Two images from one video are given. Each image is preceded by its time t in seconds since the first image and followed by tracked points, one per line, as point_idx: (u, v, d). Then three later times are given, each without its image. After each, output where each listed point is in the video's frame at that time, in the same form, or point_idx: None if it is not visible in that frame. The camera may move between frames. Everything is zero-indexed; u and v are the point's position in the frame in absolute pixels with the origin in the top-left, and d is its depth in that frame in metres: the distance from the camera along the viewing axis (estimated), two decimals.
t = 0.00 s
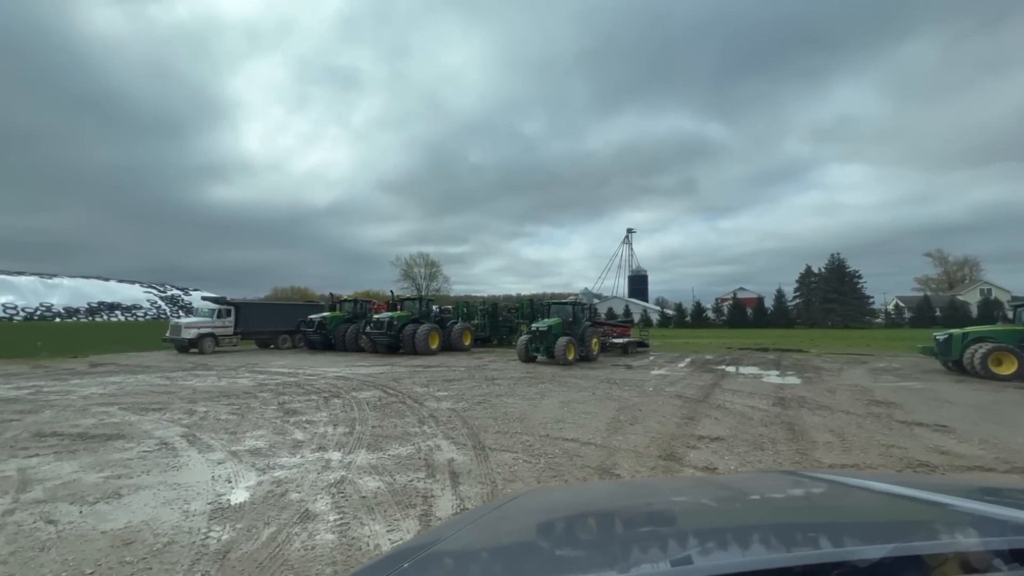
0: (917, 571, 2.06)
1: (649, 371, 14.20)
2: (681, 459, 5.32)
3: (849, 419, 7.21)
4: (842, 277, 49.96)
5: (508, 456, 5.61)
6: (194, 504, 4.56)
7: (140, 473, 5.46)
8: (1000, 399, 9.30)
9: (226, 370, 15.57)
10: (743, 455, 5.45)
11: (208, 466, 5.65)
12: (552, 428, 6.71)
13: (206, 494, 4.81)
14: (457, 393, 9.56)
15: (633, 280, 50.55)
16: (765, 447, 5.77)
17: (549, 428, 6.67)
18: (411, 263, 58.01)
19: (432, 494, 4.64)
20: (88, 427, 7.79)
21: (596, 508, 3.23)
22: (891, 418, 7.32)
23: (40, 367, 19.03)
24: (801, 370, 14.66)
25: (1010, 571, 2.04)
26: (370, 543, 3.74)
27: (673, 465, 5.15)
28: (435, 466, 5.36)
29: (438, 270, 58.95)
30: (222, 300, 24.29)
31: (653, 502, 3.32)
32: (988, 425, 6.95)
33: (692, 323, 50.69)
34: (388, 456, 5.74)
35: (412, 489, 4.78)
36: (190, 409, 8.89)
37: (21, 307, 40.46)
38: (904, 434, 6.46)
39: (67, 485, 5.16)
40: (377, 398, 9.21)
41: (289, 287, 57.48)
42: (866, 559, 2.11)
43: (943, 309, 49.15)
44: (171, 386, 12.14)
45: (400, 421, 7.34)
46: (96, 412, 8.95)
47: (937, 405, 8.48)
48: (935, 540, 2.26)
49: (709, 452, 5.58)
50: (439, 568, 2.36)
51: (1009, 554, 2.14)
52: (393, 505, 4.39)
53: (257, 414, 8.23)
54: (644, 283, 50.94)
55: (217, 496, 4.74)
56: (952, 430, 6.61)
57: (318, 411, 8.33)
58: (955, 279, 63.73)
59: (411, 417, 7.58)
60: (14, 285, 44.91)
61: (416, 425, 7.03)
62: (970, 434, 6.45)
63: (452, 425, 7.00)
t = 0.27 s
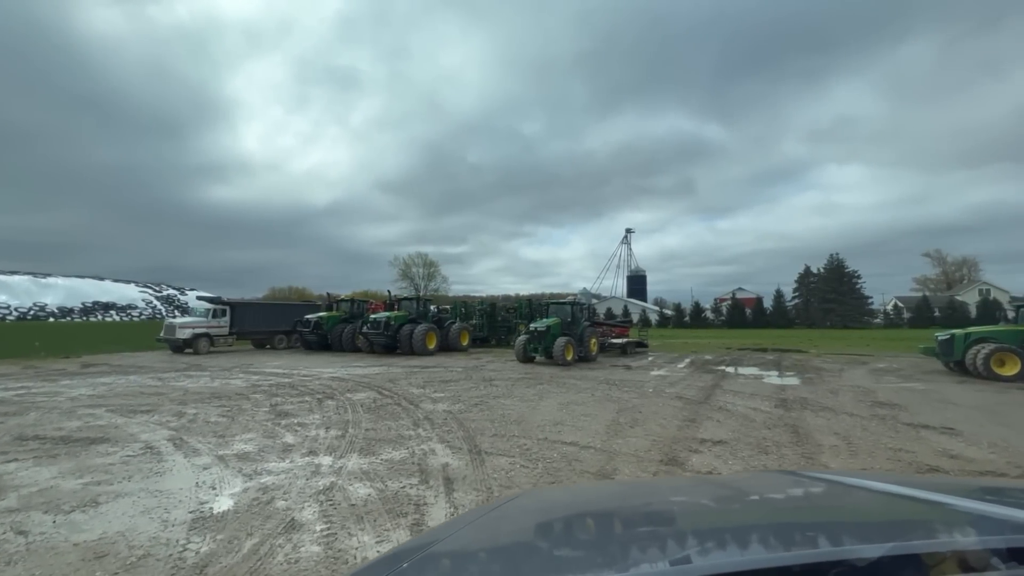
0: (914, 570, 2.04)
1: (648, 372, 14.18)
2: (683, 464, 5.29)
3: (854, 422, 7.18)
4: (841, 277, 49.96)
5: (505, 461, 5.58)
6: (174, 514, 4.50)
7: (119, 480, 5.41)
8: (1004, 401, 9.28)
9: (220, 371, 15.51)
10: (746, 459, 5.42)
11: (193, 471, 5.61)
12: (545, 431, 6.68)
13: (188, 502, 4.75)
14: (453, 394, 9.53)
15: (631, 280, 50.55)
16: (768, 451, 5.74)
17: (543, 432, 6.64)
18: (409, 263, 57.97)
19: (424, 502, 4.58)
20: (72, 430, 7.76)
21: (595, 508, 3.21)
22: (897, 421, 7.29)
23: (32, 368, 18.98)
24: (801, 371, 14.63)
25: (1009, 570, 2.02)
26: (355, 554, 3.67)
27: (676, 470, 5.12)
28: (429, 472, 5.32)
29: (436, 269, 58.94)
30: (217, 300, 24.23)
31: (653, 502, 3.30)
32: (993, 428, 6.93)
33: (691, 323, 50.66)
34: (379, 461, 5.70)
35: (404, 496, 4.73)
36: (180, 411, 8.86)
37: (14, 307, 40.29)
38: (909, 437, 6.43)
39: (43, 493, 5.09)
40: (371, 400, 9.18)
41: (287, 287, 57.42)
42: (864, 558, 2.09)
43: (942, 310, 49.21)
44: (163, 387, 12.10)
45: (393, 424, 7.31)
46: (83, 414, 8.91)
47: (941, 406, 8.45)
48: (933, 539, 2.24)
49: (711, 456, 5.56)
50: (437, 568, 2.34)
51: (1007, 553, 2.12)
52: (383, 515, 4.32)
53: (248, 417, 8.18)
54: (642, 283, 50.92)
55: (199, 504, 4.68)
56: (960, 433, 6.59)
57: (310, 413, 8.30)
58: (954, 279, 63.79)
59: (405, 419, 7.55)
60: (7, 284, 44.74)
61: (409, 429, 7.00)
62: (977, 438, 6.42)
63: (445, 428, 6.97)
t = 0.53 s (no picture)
0: (913, 571, 2.01)
1: (647, 373, 14.15)
2: (685, 469, 5.25)
3: (859, 424, 7.16)
4: (839, 277, 49.98)
5: (501, 466, 5.54)
6: (154, 524, 4.40)
7: (96, 488, 5.32)
8: (1011, 403, 9.25)
9: (214, 372, 15.47)
10: (749, 463, 5.39)
11: (176, 478, 5.56)
12: (537, 435, 6.64)
13: (168, 511, 4.66)
14: (449, 396, 9.50)
15: (630, 280, 50.56)
16: (773, 455, 5.70)
17: (536, 436, 6.61)
18: (408, 263, 57.96)
19: (414, 512, 4.50)
20: (52, 433, 7.70)
21: (593, 507, 3.18)
22: (903, 424, 7.25)
23: (23, 368, 18.90)
24: (803, 372, 14.59)
25: (1007, 569, 1.99)
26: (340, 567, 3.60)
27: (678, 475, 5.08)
28: (422, 478, 5.27)
29: (434, 269, 58.93)
30: (212, 299, 24.20)
31: (652, 501, 3.27)
32: (999, 431, 6.90)
33: (690, 323, 50.64)
34: (369, 467, 5.65)
35: (394, 504, 4.66)
36: (167, 413, 8.82)
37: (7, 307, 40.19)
38: (914, 441, 6.40)
39: (18, 501, 5.01)
40: (366, 402, 9.15)
41: (284, 287, 57.38)
42: (862, 558, 2.06)
43: (941, 310, 49.23)
44: (153, 388, 12.06)
45: (386, 427, 7.27)
46: (67, 417, 8.85)
47: (946, 409, 8.41)
48: (931, 539, 2.22)
49: (714, 461, 5.52)
50: (433, 568, 2.31)
51: (1005, 552, 2.10)
52: (371, 526, 4.23)
53: (238, 420, 8.14)
54: (641, 283, 50.91)
55: (180, 514, 4.59)
56: (969, 437, 6.55)
57: (302, 415, 8.27)
58: (952, 279, 63.85)
59: (398, 423, 7.51)
60: (3, 284, 44.66)
61: (402, 432, 6.96)
62: (984, 441, 6.38)
63: (438, 432, 6.93)
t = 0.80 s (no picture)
0: (912, 570, 1.99)
1: (646, 374, 14.14)
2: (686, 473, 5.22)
3: (864, 427, 7.13)
4: (838, 276, 50.04)
5: (496, 472, 5.49)
6: (126, 536, 4.26)
7: (68, 496, 5.19)
8: (1015, 405, 9.22)
9: (207, 372, 15.41)
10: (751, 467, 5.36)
11: (157, 484, 5.48)
12: (527, 439, 6.59)
13: (141, 522, 4.51)
14: (445, 397, 9.47)
15: (628, 280, 50.58)
16: (776, 459, 5.67)
17: (526, 440, 6.56)
18: (405, 262, 57.92)
19: (403, 523, 4.37)
20: (32, 437, 7.63)
21: (591, 506, 3.16)
22: (909, 427, 7.21)
23: (14, 368, 18.80)
24: (803, 373, 14.56)
25: (1006, 568, 1.97)
26: None
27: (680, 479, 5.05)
28: (413, 485, 5.20)
29: (432, 269, 58.90)
30: (206, 299, 24.12)
31: (651, 500, 3.25)
32: (1004, 433, 6.87)
33: (688, 323, 50.66)
34: (358, 472, 5.59)
35: (383, 513, 4.54)
36: (153, 416, 8.77)
37: None
38: (918, 443, 6.37)
39: None
40: (359, 403, 9.11)
41: (281, 287, 57.28)
42: (863, 558, 2.04)
43: (939, 310, 49.30)
44: (141, 389, 11.99)
45: (377, 431, 7.22)
46: (49, 420, 8.78)
47: (951, 410, 8.37)
48: (930, 538, 2.19)
49: (717, 465, 5.49)
50: (430, 570, 2.28)
51: (1004, 551, 2.07)
52: (357, 538, 4.08)
53: (224, 422, 8.09)
54: (640, 283, 50.93)
55: (151, 526, 4.44)
56: (977, 440, 6.52)
57: (292, 418, 8.22)
58: (950, 279, 64.00)
59: (389, 425, 7.46)
60: None
61: (393, 436, 6.92)
62: (992, 444, 6.35)
63: (429, 436, 6.88)
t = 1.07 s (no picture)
0: (913, 571, 1.96)
1: (644, 374, 14.11)
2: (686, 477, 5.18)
3: (867, 429, 7.10)
4: (835, 277, 50.08)
5: (488, 478, 5.41)
6: (90, 549, 4.05)
7: (37, 505, 5.02)
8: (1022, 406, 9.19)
9: (198, 373, 15.33)
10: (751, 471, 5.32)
11: (132, 491, 5.37)
12: (519, 443, 6.54)
13: (109, 535, 4.33)
14: (439, 399, 9.43)
15: (626, 280, 50.59)
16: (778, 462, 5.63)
17: (517, 444, 6.52)
18: (403, 262, 57.86)
19: (389, 534, 4.18)
20: (10, 440, 7.56)
21: (590, 507, 3.14)
22: (913, 429, 7.17)
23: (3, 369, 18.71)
24: (803, 373, 14.55)
25: (1006, 569, 1.95)
26: None
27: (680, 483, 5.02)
28: (401, 492, 5.09)
29: (430, 269, 58.84)
30: (198, 299, 24.04)
31: (649, 501, 3.23)
32: (1008, 435, 6.85)
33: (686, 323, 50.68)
34: (345, 479, 5.47)
35: (367, 524, 4.36)
36: (137, 419, 8.70)
37: None
38: (923, 446, 6.34)
39: None
40: (350, 405, 9.06)
41: (278, 286, 57.17)
42: (863, 558, 2.02)
43: (936, 310, 49.39)
44: (129, 390, 11.93)
45: (367, 434, 7.15)
46: (30, 423, 8.70)
47: (956, 413, 8.34)
48: (930, 539, 2.17)
49: (718, 469, 5.44)
50: (425, 570, 2.26)
51: (1005, 551, 2.05)
52: (339, 551, 3.90)
53: (211, 426, 8.01)
54: (638, 283, 50.93)
55: (119, 539, 4.25)
56: (983, 442, 6.48)
57: (280, 420, 8.18)
58: (947, 279, 64.14)
59: (377, 429, 7.40)
60: None
61: (382, 440, 6.85)
62: (998, 447, 6.31)
63: (418, 441, 6.80)
